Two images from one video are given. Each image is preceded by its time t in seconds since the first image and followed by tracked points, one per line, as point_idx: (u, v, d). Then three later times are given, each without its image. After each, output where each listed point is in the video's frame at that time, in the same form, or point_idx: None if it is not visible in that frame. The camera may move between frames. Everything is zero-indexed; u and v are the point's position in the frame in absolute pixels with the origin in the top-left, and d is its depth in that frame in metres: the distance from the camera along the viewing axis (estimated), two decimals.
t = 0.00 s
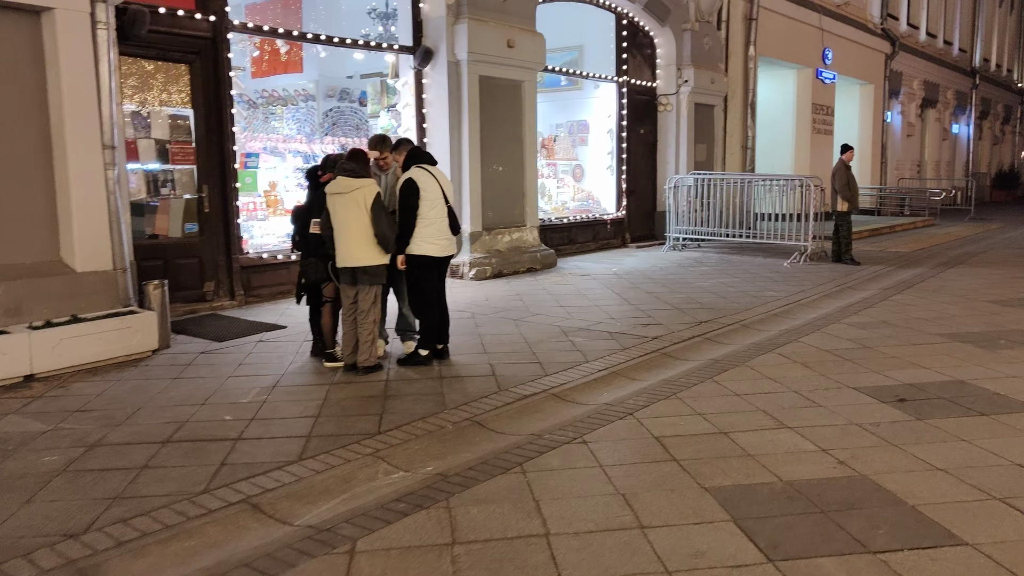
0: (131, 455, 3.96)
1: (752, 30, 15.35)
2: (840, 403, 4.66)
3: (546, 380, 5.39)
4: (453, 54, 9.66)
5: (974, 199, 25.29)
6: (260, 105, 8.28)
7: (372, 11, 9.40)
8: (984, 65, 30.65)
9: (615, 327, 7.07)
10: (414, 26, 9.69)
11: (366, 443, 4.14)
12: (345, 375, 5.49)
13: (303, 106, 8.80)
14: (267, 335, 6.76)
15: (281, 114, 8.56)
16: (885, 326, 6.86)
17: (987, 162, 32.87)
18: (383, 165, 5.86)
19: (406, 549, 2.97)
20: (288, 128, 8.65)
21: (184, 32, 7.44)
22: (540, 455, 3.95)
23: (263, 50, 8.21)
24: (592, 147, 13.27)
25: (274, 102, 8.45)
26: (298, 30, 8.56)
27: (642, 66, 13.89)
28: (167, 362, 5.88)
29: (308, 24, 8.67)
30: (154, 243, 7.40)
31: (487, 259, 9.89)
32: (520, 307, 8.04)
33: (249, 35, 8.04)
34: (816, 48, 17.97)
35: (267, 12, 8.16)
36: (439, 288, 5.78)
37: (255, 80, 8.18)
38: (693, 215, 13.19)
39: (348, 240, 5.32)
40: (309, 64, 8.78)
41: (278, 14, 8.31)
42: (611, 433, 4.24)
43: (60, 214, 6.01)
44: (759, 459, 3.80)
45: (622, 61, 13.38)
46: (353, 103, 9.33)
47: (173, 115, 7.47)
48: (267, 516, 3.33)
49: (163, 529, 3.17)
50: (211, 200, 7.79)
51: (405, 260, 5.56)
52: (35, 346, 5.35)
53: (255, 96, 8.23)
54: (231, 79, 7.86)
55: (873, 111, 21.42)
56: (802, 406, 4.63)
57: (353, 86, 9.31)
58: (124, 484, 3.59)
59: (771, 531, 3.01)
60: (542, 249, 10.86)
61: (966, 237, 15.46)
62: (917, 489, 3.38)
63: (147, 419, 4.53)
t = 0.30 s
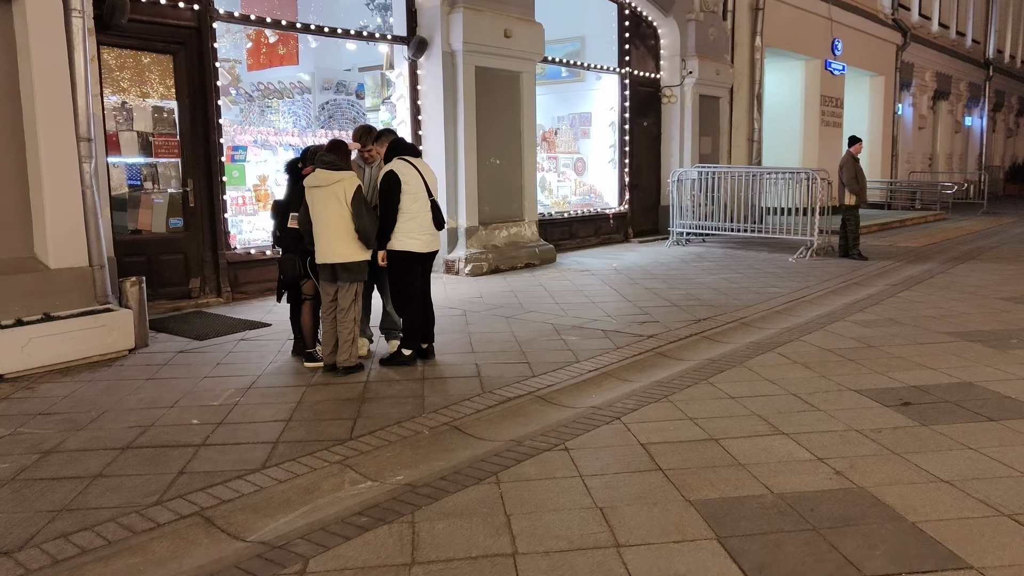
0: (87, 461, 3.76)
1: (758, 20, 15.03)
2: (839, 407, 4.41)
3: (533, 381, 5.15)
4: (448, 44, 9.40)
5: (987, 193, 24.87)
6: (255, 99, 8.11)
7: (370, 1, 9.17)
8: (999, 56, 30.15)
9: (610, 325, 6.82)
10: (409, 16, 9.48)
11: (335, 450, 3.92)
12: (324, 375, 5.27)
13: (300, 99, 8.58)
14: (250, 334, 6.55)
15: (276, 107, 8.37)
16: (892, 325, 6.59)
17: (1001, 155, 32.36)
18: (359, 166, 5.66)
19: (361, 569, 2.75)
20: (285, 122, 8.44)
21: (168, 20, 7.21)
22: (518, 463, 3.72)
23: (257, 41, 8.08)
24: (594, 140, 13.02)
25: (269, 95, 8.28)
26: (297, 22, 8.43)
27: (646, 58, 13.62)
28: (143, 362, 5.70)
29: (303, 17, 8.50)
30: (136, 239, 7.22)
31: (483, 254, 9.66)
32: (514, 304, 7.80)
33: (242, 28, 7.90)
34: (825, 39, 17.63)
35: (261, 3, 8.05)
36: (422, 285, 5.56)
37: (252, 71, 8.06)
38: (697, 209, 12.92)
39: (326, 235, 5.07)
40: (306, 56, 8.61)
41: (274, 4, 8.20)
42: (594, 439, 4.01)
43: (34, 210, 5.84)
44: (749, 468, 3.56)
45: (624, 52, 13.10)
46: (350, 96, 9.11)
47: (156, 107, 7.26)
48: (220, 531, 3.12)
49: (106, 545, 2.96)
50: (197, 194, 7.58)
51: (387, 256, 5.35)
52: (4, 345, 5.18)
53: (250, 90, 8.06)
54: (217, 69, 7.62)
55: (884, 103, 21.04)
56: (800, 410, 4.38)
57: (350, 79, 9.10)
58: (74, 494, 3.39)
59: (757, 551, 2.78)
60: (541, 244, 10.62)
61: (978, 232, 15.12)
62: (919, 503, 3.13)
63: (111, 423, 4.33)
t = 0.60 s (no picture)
0: (39, 481, 3.56)
1: (767, 17, 14.73)
2: (839, 426, 4.16)
3: (519, 393, 4.92)
4: (445, 40, 9.19)
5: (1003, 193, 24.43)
6: (253, 96, 8.03)
7: None
8: (1015, 53, 29.64)
9: (606, 332, 6.58)
10: (406, 13, 9.21)
11: (302, 469, 3.71)
12: (302, 386, 5.05)
13: (297, 97, 8.46)
14: (232, 340, 6.34)
15: (274, 105, 8.28)
16: (899, 334, 6.33)
17: (1017, 154, 31.84)
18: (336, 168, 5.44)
19: None
20: (282, 120, 8.34)
21: (152, 16, 7.02)
22: (493, 487, 3.49)
23: (256, 39, 7.96)
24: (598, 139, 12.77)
25: (267, 93, 8.20)
26: (294, 18, 8.28)
27: (651, 55, 13.36)
28: (119, 369, 5.51)
29: (303, 13, 8.38)
30: (120, 240, 7.03)
31: (480, 256, 9.43)
32: (509, 308, 7.58)
33: (240, 26, 7.80)
34: (836, 36, 17.29)
35: None
36: (406, 291, 5.33)
37: (250, 70, 7.97)
38: (703, 210, 12.65)
39: (301, 239, 4.90)
40: (304, 54, 8.48)
41: None
42: (577, 460, 3.78)
43: (7, 209, 5.74)
44: (738, 495, 3.33)
45: (629, 49, 12.83)
46: (349, 94, 8.98)
47: (141, 105, 7.07)
48: (166, 561, 2.91)
49: None
50: (183, 195, 7.40)
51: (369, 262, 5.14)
52: None
53: (249, 87, 8.00)
54: (203, 67, 7.43)
55: (897, 101, 20.67)
56: (797, 429, 4.13)
57: (348, 76, 8.96)
58: (18, 518, 3.19)
59: None
60: (541, 245, 10.38)
61: (992, 234, 14.76)
62: (919, 538, 2.89)
63: (72, 437, 4.13)
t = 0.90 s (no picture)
0: None
1: (773, 13, 14.46)
2: (842, 437, 3.92)
3: (506, 400, 4.67)
4: (440, 36, 8.97)
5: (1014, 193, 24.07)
6: (249, 94, 7.89)
7: None
8: None
9: (602, 335, 6.34)
10: (401, 7, 9.08)
11: (267, 484, 3.49)
12: (280, 393, 4.83)
13: (294, 95, 8.28)
14: (214, 343, 6.13)
15: (270, 104, 8.09)
16: (907, 338, 6.08)
17: None
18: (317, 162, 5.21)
19: None
20: (278, 118, 8.16)
21: (136, 10, 6.83)
22: (469, 505, 3.27)
23: (251, 36, 7.85)
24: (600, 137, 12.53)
25: (263, 91, 8.03)
26: (291, 14, 8.17)
27: (654, 52, 13.12)
28: (93, 374, 5.29)
29: (299, 9, 8.27)
30: (103, 240, 6.82)
31: (477, 256, 9.20)
32: (503, 310, 7.34)
33: (235, 22, 7.70)
34: (844, 33, 17.00)
35: None
36: (390, 293, 5.10)
37: (245, 67, 7.84)
38: (707, 210, 12.39)
39: (278, 239, 4.71)
40: (299, 51, 8.29)
41: None
42: (560, 474, 3.55)
43: None
44: (731, 514, 3.09)
45: (631, 46, 12.59)
46: (346, 92, 8.81)
47: (124, 101, 6.87)
48: None
49: None
50: (168, 193, 7.19)
51: (350, 262, 4.90)
52: None
53: (244, 84, 7.85)
54: (189, 62, 7.22)
55: (906, 100, 20.35)
56: (797, 441, 3.89)
57: (345, 74, 8.80)
58: None
59: None
60: (540, 245, 10.15)
61: (1004, 234, 14.45)
62: (926, 564, 2.66)
63: (32, 446, 3.92)
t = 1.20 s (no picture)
0: None
1: (785, 11, 14.17)
2: (852, 463, 3.66)
3: (496, 417, 4.43)
4: (440, 35, 8.74)
5: None
6: (249, 95, 7.77)
7: None
8: None
9: (603, 345, 6.09)
10: (400, 6, 8.88)
11: (233, 513, 3.27)
12: (261, 410, 4.61)
13: (294, 95, 8.14)
14: (200, 354, 5.93)
15: (271, 104, 7.99)
16: (922, 350, 5.80)
17: None
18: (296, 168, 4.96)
19: None
20: (280, 121, 8.06)
21: (123, 10, 6.64)
22: (446, 540, 3.05)
23: (249, 33, 7.71)
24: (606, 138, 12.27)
25: (264, 91, 7.92)
26: (291, 14, 8.02)
27: (662, 51, 12.86)
28: (71, 387, 5.10)
29: (301, 8, 8.11)
30: (89, 246, 6.64)
31: (478, 261, 8.97)
32: (502, 317, 7.11)
33: (241, 23, 7.63)
34: (857, 32, 16.68)
35: None
36: (377, 304, 4.89)
37: (246, 68, 7.73)
38: (715, 213, 12.12)
39: (256, 249, 4.54)
40: (302, 52, 8.18)
41: None
42: (548, 505, 3.32)
43: None
44: (728, 553, 2.85)
45: (638, 45, 12.32)
46: (347, 92, 8.63)
47: (111, 104, 6.69)
48: None
49: None
50: (157, 198, 7.00)
51: (334, 272, 4.68)
52: None
53: (245, 85, 7.76)
54: (179, 63, 7.03)
55: (921, 99, 19.97)
56: (803, 467, 3.64)
57: (346, 74, 8.61)
58: None
59: None
60: (543, 249, 9.91)
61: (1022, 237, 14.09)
62: None
63: None
